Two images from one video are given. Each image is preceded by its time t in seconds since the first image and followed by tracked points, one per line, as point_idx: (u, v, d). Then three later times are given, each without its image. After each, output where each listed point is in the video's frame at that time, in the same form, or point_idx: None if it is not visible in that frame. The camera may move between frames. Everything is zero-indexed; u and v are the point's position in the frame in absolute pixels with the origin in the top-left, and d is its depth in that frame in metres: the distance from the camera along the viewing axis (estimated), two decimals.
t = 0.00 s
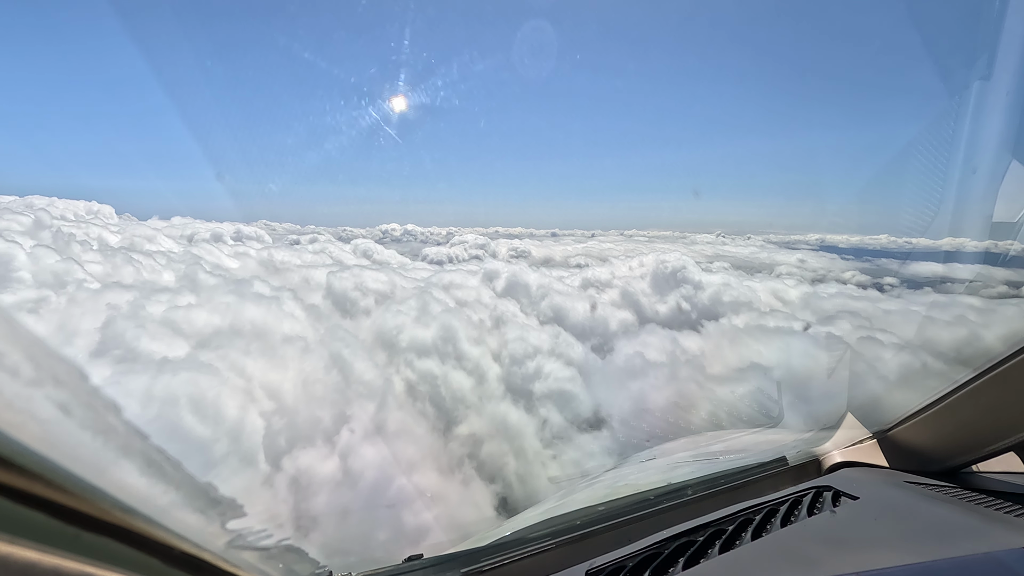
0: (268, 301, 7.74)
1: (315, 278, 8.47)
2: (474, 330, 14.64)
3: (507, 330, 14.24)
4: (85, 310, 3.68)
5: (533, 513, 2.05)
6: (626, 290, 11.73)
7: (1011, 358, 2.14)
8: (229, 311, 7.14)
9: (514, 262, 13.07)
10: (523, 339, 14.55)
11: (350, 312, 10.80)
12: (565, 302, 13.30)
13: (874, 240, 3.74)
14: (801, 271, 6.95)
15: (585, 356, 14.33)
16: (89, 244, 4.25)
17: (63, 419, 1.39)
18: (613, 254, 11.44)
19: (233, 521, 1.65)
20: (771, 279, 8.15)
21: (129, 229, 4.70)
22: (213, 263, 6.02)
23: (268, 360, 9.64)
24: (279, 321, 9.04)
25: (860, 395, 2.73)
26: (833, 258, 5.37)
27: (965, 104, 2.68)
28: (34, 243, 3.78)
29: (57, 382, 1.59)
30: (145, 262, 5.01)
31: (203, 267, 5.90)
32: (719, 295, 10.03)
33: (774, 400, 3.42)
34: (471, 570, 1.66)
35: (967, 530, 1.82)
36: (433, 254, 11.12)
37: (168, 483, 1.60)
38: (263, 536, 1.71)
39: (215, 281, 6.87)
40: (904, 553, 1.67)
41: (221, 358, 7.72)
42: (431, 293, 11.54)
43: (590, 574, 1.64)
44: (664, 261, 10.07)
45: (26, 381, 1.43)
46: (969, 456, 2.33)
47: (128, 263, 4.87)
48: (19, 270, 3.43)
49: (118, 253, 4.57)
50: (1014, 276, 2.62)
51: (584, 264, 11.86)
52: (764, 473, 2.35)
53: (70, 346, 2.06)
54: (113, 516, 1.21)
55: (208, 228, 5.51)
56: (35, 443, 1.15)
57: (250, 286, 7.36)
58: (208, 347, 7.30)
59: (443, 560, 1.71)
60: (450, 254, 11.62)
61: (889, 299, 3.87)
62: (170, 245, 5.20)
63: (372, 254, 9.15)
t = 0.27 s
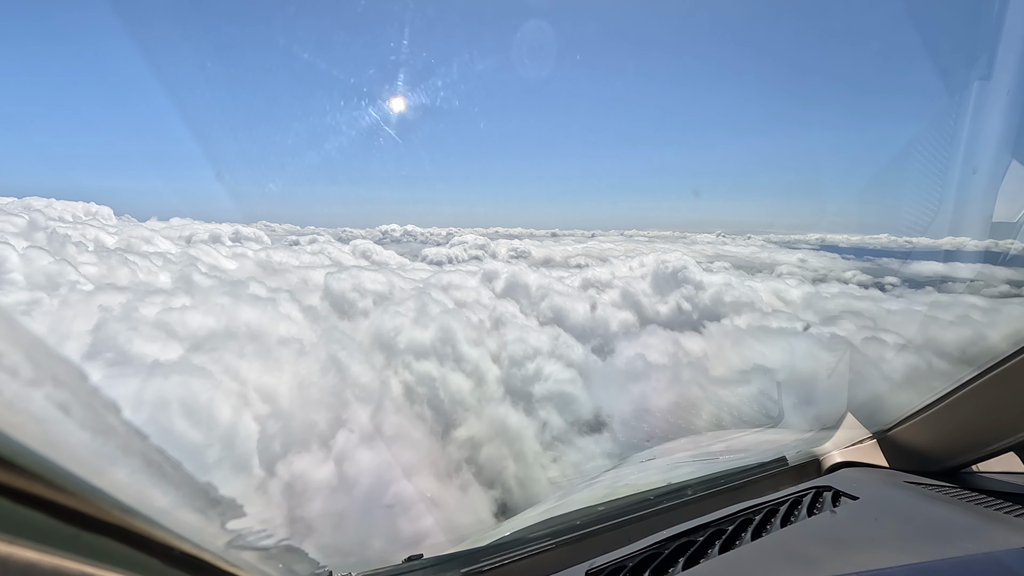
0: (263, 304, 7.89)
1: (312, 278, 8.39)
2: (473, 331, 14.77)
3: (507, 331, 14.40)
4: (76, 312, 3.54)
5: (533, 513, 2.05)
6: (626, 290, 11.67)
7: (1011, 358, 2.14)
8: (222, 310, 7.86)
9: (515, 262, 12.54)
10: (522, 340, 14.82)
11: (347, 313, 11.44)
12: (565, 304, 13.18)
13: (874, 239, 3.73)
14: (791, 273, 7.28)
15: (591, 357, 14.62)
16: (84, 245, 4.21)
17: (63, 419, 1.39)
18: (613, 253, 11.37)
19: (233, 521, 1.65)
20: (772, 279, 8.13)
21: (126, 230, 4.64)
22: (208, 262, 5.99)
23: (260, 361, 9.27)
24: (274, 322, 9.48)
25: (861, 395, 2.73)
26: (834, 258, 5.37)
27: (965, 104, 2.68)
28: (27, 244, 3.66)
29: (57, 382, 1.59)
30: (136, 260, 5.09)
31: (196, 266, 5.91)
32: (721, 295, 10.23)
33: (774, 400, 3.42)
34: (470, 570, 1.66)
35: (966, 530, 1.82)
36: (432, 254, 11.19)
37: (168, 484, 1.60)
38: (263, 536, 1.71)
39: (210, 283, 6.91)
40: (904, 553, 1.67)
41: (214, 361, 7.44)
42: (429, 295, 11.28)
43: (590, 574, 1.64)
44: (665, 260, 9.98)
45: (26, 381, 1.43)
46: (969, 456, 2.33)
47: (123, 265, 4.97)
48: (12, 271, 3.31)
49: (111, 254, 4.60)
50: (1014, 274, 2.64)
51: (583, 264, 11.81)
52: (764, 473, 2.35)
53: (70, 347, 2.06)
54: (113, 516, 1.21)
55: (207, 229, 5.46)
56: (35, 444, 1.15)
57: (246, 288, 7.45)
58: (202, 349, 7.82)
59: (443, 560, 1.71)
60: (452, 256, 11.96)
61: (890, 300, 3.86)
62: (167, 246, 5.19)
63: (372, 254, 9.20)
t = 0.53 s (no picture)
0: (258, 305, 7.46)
1: (310, 278, 8.33)
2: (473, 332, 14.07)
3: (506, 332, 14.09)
4: (69, 313, 3.38)
5: (533, 513, 2.05)
6: (627, 290, 12.32)
7: (1011, 358, 2.13)
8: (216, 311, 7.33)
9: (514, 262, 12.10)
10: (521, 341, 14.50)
11: (344, 313, 11.61)
12: (565, 304, 13.17)
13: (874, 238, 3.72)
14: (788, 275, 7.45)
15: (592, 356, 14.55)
16: (77, 247, 4.01)
17: (64, 419, 1.39)
18: (613, 252, 11.67)
19: (233, 521, 1.65)
20: (772, 278, 8.28)
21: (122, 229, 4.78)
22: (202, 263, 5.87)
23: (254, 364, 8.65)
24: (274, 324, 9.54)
25: (861, 396, 2.73)
26: (835, 257, 5.35)
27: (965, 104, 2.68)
28: (19, 245, 3.58)
29: (57, 382, 1.59)
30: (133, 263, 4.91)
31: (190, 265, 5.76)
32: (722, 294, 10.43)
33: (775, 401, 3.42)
34: (471, 570, 1.66)
35: (966, 530, 1.82)
36: (432, 255, 10.84)
37: (168, 483, 1.60)
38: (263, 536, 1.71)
39: (205, 283, 6.80)
40: (905, 553, 1.67)
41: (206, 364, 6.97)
42: (428, 295, 10.79)
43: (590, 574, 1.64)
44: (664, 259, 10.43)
45: (27, 381, 1.44)
46: (969, 456, 2.33)
47: (118, 266, 4.81)
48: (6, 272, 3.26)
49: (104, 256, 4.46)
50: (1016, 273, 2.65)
51: (584, 264, 11.85)
52: (764, 474, 2.35)
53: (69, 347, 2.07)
54: (114, 516, 1.21)
55: (206, 231, 5.38)
56: (36, 444, 1.15)
57: (243, 288, 7.13)
58: (196, 352, 7.20)
59: (443, 560, 1.71)
60: (450, 256, 11.32)
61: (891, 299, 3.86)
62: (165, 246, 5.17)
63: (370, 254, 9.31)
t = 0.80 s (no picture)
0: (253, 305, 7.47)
1: (309, 278, 8.29)
2: (471, 333, 14.37)
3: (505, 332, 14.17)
4: (72, 310, 3.39)
5: (533, 513, 2.05)
6: (628, 290, 12.30)
7: (1011, 358, 2.13)
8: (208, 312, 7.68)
9: (514, 261, 11.72)
10: (520, 342, 14.61)
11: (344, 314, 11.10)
12: (565, 303, 13.15)
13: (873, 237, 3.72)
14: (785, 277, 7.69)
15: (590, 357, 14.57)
16: (74, 246, 4.07)
17: (63, 419, 1.39)
18: (613, 252, 11.80)
19: (234, 521, 1.64)
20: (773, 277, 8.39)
21: (120, 230, 4.74)
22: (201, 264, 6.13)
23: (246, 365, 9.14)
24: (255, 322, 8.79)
25: (861, 396, 2.73)
26: (835, 256, 5.34)
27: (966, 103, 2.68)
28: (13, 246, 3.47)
29: (57, 382, 1.59)
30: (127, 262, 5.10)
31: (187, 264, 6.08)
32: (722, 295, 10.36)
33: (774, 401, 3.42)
34: (470, 570, 1.66)
35: (966, 530, 1.82)
36: (432, 254, 10.63)
37: (168, 483, 1.60)
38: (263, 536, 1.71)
39: (198, 283, 6.81)
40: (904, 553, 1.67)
41: (199, 366, 7.32)
42: (426, 295, 10.91)
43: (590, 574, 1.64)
44: (666, 259, 10.39)
45: (26, 381, 1.44)
46: (969, 456, 2.33)
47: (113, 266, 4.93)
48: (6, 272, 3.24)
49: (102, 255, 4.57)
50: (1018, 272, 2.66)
51: (584, 263, 11.86)
52: (764, 473, 2.35)
53: (68, 346, 2.06)
54: (113, 516, 1.21)
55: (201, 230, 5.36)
56: (35, 444, 1.14)
57: (238, 288, 7.31)
58: (189, 354, 7.77)
59: (443, 560, 1.71)
60: (449, 255, 10.95)
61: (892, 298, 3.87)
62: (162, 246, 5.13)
63: (367, 254, 8.83)
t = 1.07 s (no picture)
0: (248, 305, 7.04)
1: (306, 278, 8.25)
2: (469, 334, 13.85)
3: (504, 333, 14.22)
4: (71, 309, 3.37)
5: (533, 513, 2.05)
6: (628, 289, 12.36)
7: (1011, 358, 2.14)
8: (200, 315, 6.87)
9: (513, 260, 11.86)
10: (519, 342, 14.55)
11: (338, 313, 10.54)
12: (564, 303, 13.14)
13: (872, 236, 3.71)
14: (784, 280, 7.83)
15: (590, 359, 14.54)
16: (67, 246, 4.05)
17: (63, 419, 1.39)
18: (612, 251, 11.81)
19: (233, 521, 1.65)
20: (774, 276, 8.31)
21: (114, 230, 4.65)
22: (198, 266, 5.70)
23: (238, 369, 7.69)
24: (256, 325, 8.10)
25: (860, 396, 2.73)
26: (836, 254, 5.33)
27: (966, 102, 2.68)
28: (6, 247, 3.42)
29: (57, 382, 1.58)
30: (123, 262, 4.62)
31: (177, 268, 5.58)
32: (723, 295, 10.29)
33: (775, 402, 3.42)
34: (470, 570, 1.66)
35: (966, 530, 1.82)
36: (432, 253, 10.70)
37: (168, 483, 1.60)
38: (263, 536, 1.71)
39: (193, 283, 6.27)
40: (905, 553, 1.67)
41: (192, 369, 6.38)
42: (424, 294, 11.09)
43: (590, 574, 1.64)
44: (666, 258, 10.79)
45: (26, 381, 1.44)
46: (969, 456, 2.33)
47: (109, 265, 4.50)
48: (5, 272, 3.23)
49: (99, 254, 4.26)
50: (1020, 271, 2.64)
51: (584, 263, 11.87)
52: (764, 474, 2.35)
53: (67, 346, 2.05)
54: (114, 515, 1.21)
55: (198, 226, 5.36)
56: (36, 443, 1.15)
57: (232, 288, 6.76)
58: (180, 356, 6.40)
59: (443, 560, 1.71)
60: (450, 254, 11.07)
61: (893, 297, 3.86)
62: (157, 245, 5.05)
63: (367, 254, 8.82)
